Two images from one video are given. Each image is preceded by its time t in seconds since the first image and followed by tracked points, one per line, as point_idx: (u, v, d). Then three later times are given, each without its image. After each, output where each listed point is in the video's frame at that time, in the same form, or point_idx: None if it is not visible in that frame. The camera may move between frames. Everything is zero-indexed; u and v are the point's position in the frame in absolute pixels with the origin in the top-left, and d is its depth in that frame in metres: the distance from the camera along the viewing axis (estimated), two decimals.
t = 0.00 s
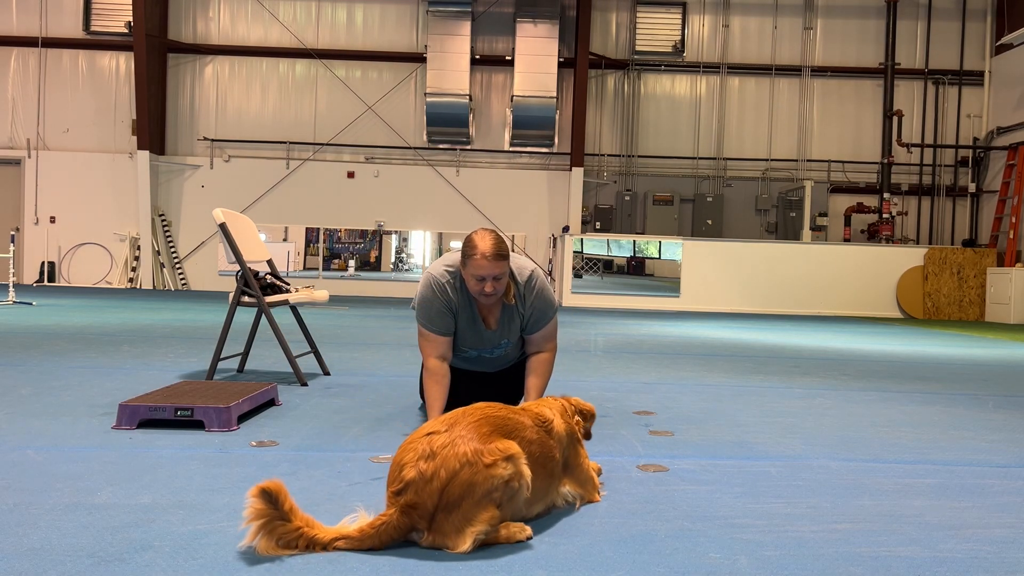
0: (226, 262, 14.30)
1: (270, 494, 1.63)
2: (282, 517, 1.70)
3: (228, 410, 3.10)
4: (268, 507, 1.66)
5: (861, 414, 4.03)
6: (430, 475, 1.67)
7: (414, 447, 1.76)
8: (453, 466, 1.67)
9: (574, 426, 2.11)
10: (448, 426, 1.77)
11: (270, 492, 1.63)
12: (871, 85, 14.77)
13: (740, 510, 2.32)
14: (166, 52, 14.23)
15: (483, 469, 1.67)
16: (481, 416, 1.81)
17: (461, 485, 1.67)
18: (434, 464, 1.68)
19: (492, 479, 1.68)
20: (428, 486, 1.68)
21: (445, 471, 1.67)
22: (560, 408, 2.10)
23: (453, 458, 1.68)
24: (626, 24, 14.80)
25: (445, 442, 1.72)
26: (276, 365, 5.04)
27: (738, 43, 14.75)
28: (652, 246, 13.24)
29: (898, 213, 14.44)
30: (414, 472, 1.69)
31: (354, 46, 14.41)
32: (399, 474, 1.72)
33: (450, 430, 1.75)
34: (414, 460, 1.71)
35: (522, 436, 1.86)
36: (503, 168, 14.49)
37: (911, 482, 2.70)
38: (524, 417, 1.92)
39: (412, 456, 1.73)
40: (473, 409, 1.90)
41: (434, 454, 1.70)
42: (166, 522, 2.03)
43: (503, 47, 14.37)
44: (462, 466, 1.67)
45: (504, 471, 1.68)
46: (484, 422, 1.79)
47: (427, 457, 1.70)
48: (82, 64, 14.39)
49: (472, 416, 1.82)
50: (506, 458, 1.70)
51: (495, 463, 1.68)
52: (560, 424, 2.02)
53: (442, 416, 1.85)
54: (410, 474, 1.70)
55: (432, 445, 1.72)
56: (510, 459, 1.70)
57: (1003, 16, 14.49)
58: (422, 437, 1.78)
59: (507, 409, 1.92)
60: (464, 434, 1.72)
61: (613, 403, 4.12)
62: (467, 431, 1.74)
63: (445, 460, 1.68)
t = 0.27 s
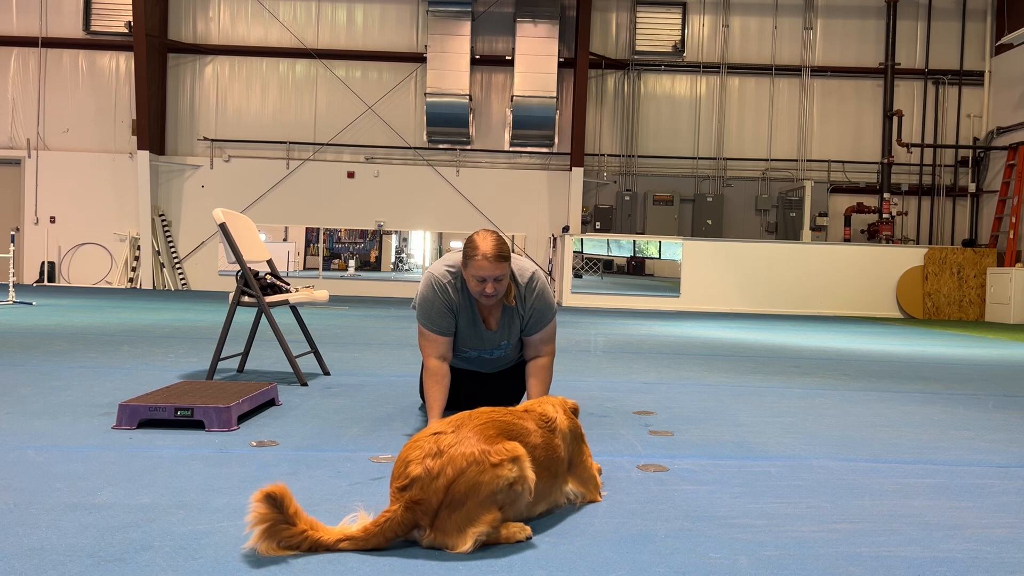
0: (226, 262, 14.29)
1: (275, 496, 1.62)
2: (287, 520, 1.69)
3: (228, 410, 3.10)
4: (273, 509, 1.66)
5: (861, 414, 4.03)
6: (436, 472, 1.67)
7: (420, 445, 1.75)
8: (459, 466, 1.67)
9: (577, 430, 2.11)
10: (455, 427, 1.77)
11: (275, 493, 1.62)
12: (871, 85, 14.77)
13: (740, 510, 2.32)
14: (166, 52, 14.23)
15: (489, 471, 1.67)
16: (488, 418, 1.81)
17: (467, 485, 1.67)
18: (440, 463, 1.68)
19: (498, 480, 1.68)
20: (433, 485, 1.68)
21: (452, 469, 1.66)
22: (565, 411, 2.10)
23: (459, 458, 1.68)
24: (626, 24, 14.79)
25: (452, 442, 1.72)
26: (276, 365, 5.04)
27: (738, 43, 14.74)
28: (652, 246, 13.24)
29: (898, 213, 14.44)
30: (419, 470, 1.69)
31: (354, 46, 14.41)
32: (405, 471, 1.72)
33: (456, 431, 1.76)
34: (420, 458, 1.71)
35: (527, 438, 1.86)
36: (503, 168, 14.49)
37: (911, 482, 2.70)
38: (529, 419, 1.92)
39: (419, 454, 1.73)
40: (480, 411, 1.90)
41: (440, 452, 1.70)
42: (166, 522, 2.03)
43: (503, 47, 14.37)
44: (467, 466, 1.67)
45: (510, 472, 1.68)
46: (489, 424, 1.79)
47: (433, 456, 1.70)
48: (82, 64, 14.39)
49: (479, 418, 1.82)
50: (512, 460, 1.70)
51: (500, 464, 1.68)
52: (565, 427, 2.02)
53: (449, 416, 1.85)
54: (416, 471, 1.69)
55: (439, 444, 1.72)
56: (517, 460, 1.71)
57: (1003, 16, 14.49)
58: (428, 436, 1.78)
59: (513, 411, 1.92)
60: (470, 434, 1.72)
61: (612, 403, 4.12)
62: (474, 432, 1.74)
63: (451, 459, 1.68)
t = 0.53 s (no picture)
0: (226, 262, 14.29)
1: (280, 493, 1.62)
2: (291, 518, 1.69)
3: (228, 410, 3.10)
4: (278, 506, 1.66)
5: (861, 414, 4.03)
6: (439, 472, 1.67)
7: (423, 446, 1.76)
8: (462, 466, 1.67)
9: (579, 431, 2.12)
10: (459, 428, 1.78)
11: (280, 490, 1.62)
12: (871, 85, 14.77)
13: (740, 510, 2.32)
14: (166, 52, 14.24)
15: (492, 471, 1.67)
16: (491, 422, 1.81)
17: (469, 486, 1.66)
18: (444, 462, 1.68)
19: (501, 482, 1.68)
20: (436, 484, 1.67)
21: (455, 470, 1.67)
22: (567, 412, 2.10)
23: (462, 459, 1.68)
24: (626, 24, 14.79)
25: (455, 443, 1.72)
26: (276, 366, 5.04)
27: (738, 43, 14.74)
28: (652, 246, 13.23)
29: (898, 213, 14.43)
30: (421, 472, 1.69)
31: (354, 46, 14.41)
32: (407, 470, 1.71)
33: (459, 433, 1.75)
34: (423, 458, 1.71)
35: (530, 440, 1.86)
36: (503, 168, 14.49)
37: (911, 482, 2.70)
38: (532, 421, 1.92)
39: (422, 454, 1.73)
40: (483, 413, 1.90)
41: (444, 453, 1.70)
42: (166, 522, 2.03)
43: (503, 47, 14.37)
44: (470, 467, 1.67)
45: (513, 474, 1.68)
46: (493, 426, 1.79)
47: (435, 456, 1.71)
48: (82, 64, 14.39)
49: (482, 419, 1.83)
50: (515, 462, 1.70)
51: (504, 465, 1.68)
52: (567, 428, 2.02)
53: (452, 418, 1.85)
54: (418, 470, 1.69)
55: (443, 444, 1.73)
56: (520, 462, 1.71)
57: (1003, 16, 14.49)
58: (431, 437, 1.79)
59: (516, 413, 1.92)
60: (474, 436, 1.73)
61: (612, 403, 4.12)
62: (477, 434, 1.74)
63: (454, 460, 1.68)
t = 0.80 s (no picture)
0: (226, 262, 14.29)
1: (281, 494, 1.62)
2: (292, 518, 1.69)
3: (228, 410, 3.10)
4: (278, 507, 1.66)
5: (861, 414, 4.03)
6: (440, 472, 1.67)
7: (424, 446, 1.75)
8: (464, 466, 1.67)
9: (579, 431, 2.12)
10: (460, 429, 1.78)
11: (282, 491, 1.61)
12: (871, 85, 14.77)
13: (740, 510, 2.32)
14: (166, 52, 14.24)
15: (493, 471, 1.67)
16: (493, 422, 1.81)
17: (471, 486, 1.67)
18: (445, 462, 1.68)
19: (502, 482, 1.68)
20: (437, 484, 1.67)
21: (456, 470, 1.66)
22: (567, 412, 2.10)
23: (464, 459, 1.68)
24: (626, 24, 14.79)
25: (457, 444, 1.72)
26: (276, 365, 5.04)
27: (738, 43, 14.74)
28: (652, 246, 13.22)
29: (898, 214, 14.43)
30: (422, 472, 1.69)
31: (354, 46, 14.41)
32: (408, 471, 1.71)
33: (460, 434, 1.75)
34: (424, 458, 1.71)
35: (531, 441, 1.86)
36: (502, 168, 14.49)
37: (911, 482, 2.70)
38: (533, 421, 1.92)
39: (423, 455, 1.73)
40: (484, 413, 1.90)
41: (444, 453, 1.70)
42: (166, 522, 2.03)
43: (503, 47, 14.37)
44: (472, 468, 1.67)
45: (514, 474, 1.68)
46: (494, 427, 1.79)
47: (437, 456, 1.70)
48: (82, 64, 14.39)
49: (483, 420, 1.83)
50: (517, 462, 1.70)
51: (505, 465, 1.68)
52: (567, 428, 2.03)
53: (453, 419, 1.85)
54: (419, 471, 1.69)
55: (444, 444, 1.72)
56: (521, 463, 1.71)
57: (1003, 16, 14.49)
58: (432, 437, 1.79)
59: (517, 413, 1.92)
60: (475, 436, 1.73)
61: (612, 403, 4.12)
62: (478, 435, 1.74)
63: (455, 461, 1.68)
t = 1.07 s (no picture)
0: (226, 262, 14.29)
1: (280, 495, 1.62)
2: (291, 519, 1.68)
3: (228, 410, 3.10)
4: (277, 508, 1.66)
5: (861, 414, 4.03)
6: (439, 473, 1.67)
7: (424, 447, 1.75)
8: (463, 467, 1.67)
9: (579, 431, 2.12)
10: (459, 429, 1.78)
11: (281, 491, 1.62)
12: (871, 85, 14.77)
13: (739, 510, 2.32)
14: (166, 52, 14.24)
15: (493, 471, 1.67)
16: (492, 422, 1.81)
17: (470, 486, 1.67)
18: (444, 463, 1.68)
19: (502, 482, 1.68)
20: (436, 485, 1.68)
21: (455, 470, 1.66)
22: (567, 412, 2.10)
23: (463, 459, 1.68)
24: (626, 24, 14.79)
25: (456, 444, 1.72)
26: (276, 365, 5.04)
27: (738, 43, 14.74)
28: (652, 246, 13.22)
29: (898, 213, 14.43)
30: (422, 472, 1.69)
31: (354, 46, 14.40)
32: (407, 472, 1.71)
33: (459, 433, 1.75)
34: (422, 459, 1.71)
35: (531, 440, 1.86)
36: (502, 168, 14.49)
37: (911, 482, 2.70)
38: (533, 421, 1.92)
39: (422, 456, 1.73)
40: (483, 413, 1.90)
41: (443, 453, 1.70)
42: (166, 522, 2.03)
43: (503, 47, 14.37)
44: (472, 467, 1.67)
45: (513, 473, 1.68)
46: (493, 427, 1.79)
47: (436, 456, 1.70)
48: (82, 64, 14.38)
49: (483, 420, 1.83)
50: (516, 461, 1.70)
51: (504, 465, 1.68)
52: (567, 428, 2.03)
53: (452, 420, 1.85)
54: (418, 472, 1.69)
55: (443, 445, 1.72)
56: (520, 462, 1.71)
57: (1003, 16, 14.49)
58: (431, 437, 1.79)
59: (517, 413, 1.92)
60: (474, 436, 1.73)
61: (612, 403, 4.12)
62: (477, 435, 1.74)
63: (455, 461, 1.68)
